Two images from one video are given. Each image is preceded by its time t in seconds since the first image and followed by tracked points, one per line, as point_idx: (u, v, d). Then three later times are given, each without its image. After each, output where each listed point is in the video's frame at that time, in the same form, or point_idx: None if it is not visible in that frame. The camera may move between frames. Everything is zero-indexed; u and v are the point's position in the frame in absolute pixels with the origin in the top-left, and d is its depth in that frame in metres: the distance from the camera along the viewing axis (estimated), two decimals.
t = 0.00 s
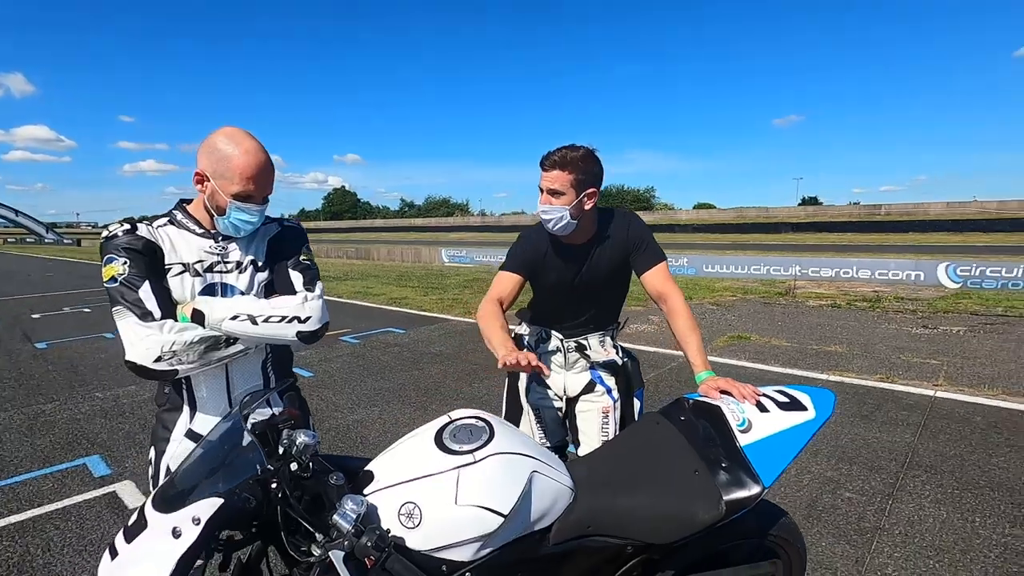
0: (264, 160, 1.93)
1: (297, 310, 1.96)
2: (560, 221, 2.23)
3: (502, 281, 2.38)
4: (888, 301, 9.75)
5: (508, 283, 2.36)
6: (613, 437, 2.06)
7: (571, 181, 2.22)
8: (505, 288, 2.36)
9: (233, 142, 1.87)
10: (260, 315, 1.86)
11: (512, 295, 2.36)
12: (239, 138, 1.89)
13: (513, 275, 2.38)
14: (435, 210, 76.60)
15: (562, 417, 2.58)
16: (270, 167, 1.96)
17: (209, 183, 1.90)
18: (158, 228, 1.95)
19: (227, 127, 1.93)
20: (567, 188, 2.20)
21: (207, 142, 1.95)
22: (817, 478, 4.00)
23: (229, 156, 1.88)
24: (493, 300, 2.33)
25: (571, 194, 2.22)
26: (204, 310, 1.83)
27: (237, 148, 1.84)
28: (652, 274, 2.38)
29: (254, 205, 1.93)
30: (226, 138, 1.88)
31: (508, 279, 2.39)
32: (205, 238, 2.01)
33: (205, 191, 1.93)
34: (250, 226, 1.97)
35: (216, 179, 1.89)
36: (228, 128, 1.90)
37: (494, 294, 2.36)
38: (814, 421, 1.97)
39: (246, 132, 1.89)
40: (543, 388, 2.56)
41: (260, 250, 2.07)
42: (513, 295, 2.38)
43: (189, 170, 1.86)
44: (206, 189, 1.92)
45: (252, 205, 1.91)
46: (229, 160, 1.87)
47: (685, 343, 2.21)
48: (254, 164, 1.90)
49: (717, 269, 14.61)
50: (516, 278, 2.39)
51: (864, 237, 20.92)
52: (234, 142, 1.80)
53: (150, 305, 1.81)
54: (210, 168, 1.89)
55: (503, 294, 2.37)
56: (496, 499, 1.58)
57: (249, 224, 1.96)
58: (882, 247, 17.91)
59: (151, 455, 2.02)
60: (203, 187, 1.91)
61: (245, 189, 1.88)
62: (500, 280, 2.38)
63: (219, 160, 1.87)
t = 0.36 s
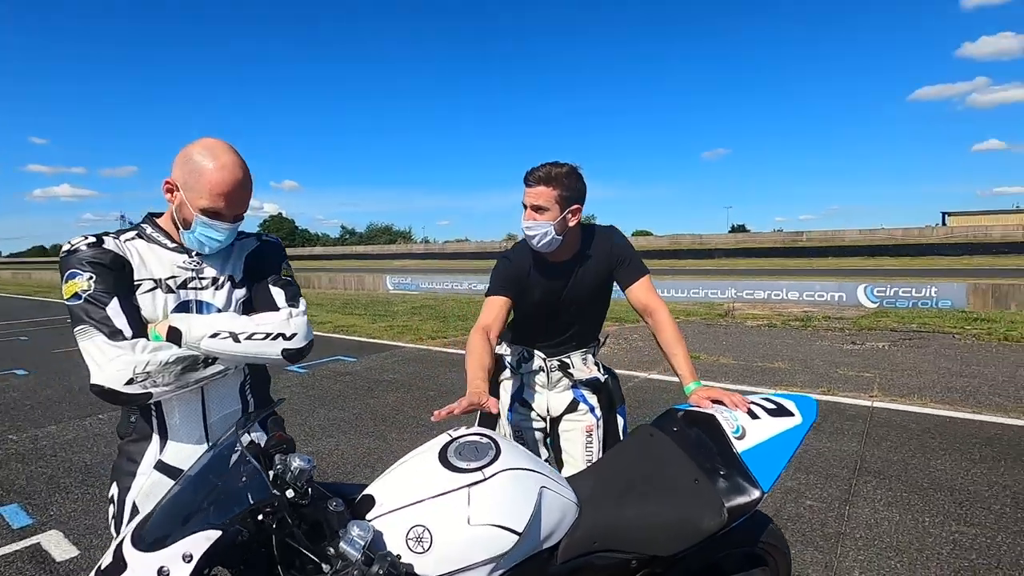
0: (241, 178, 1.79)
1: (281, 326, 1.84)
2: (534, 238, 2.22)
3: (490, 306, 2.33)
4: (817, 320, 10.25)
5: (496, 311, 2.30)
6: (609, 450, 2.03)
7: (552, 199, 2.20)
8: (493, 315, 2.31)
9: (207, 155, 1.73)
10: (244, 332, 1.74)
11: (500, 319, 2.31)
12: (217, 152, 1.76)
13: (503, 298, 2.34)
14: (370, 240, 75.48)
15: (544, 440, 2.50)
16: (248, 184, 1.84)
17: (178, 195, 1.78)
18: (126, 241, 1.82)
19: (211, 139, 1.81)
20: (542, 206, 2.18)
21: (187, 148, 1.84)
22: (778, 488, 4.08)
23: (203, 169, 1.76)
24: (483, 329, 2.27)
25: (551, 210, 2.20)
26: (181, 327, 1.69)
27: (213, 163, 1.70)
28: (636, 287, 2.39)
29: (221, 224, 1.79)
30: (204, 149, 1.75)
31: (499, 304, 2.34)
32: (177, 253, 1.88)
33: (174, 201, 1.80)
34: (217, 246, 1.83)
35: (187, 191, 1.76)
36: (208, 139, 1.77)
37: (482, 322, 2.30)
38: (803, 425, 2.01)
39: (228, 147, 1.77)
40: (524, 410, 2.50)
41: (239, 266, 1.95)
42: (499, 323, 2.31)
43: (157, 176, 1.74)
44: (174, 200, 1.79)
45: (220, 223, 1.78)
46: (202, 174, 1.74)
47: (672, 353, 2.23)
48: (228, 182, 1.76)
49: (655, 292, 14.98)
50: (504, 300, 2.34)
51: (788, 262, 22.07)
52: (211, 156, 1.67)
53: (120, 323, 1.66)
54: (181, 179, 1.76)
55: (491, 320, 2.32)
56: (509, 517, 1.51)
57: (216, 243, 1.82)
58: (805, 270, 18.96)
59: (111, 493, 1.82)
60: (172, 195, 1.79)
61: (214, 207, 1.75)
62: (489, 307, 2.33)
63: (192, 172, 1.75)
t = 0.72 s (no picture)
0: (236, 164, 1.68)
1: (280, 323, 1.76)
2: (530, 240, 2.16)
3: (489, 311, 2.24)
4: (765, 331, 10.60)
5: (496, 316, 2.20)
6: (609, 449, 2.03)
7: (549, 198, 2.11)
8: (492, 321, 2.21)
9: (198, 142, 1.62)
10: (242, 328, 1.65)
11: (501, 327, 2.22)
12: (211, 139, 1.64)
13: (501, 301, 2.24)
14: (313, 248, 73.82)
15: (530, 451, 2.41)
16: (244, 170, 1.74)
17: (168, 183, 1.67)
18: (111, 230, 1.70)
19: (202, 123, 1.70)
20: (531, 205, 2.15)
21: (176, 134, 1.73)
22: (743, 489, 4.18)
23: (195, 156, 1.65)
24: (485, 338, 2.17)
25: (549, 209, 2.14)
26: (175, 322, 1.58)
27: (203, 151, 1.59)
28: (634, 290, 2.40)
29: (216, 213, 1.69)
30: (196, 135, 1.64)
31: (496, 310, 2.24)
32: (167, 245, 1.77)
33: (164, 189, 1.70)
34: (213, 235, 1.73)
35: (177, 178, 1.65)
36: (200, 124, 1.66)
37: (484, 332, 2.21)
38: (797, 423, 2.06)
39: (223, 132, 1.66)
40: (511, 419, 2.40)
41: (234, 259, 1.87)
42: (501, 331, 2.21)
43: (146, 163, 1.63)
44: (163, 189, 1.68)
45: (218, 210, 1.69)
46: (194, 160, 1.64)
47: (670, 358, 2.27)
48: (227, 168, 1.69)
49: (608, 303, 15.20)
50: (502, 305, 2.24)
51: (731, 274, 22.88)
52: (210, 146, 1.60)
53: (108, 316, 1.55)
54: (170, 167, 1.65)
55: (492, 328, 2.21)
56: (532, 516, 1.48)
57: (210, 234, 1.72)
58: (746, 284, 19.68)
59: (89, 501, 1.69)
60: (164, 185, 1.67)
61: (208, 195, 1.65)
62: (488, 313, 2.24)
63: (182, 158, 1.64)
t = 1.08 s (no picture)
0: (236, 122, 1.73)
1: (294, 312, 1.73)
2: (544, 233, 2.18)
3: (494, 303, 2.26)
4: (713, 333, 10.96)
5: (501, 309, 2.23)
6: (613, 435, 2.08)
7: (554, 195, 2.16)
8: (497, 313, 2.24)
9: (202, 109, 1.64)
10: (257, 315, 1.61)
11: (506, 317, 2.25)
12: (205, 105, 1.66)
13: (506, 294, 2.28)
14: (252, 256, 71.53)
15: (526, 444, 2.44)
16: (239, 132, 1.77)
17: (195, 165, 1.66)
18: (116, 214, 1.64)
19: (174, 100, 1.68)
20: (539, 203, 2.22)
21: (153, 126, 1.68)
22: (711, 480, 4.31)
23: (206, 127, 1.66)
24: (490, 329, 2.21)
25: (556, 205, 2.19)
26: (190, 309, 1.53)
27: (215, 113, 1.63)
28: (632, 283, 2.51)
29: (252, 174, 1.73)
30: (189, 108, 1.64)
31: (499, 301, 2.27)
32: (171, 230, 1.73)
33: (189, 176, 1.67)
34: (253, 199, 1.78)
35: (204, 155, 1.65)
36: (182, 98, 1.65)
37: (489, 322, 2.24)
38: (786, 405, 2.18)
39: (205, 97, 1.67)
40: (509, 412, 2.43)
41: (240, 247, 1.83)
42: (505, 321, 2.26)
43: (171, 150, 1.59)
44: (191, 174, 1.66)
45: (249, 171, 1.72)
46: (211, 129, 1.65)
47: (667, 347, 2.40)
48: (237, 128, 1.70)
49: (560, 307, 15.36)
50: (506, 298, 2.28)
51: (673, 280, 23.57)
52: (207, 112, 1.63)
53: (120, 303, 1.49)
54: (192, 146, 1.64)
55: (497, 320, 2.24)
56: (561, 495, 1.51)
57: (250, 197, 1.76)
58: (689, 289, 20.33)
59: (90, 500, 1.60)
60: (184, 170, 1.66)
61: (241, 156, 1.69)
62: (491, 304, 2.26)
63: (198, 134, 1.64)
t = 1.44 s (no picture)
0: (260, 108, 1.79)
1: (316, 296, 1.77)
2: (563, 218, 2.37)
3: (507, 291, 2.50)
4: (681, 333, 11.22)
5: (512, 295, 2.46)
6: (617, 418, 2.18)
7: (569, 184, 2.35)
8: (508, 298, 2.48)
9: (230, 94, 1.69)
10: (284, 297, 1.65)
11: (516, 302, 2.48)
12: (232, 91, 1.72)
13: (515, 281, 2.51)
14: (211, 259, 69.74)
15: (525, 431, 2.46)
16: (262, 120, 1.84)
17: (222, 149, 1.71)
18: (140, 197, 1.68)
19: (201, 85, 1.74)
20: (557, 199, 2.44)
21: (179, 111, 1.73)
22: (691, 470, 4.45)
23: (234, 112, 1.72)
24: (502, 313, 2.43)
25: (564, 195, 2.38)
26: (221, 290, 1.56)
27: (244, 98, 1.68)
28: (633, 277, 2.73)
29: (275, 159, 1.79)
30: (216, 92, 1.70)
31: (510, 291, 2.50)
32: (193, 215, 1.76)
33: (215, 159, 1.73)
34: (275, 183, 1.82)
35: (231, 139, 1.71)
36: (210, 82, 1.71)
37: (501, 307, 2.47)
38: (777, 387, 2.31)
39: (231, 82, 1.73)
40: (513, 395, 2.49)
41: (260, 232, 1.88)
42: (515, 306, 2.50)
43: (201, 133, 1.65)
44: (218, 157, 1.72)
45: (272, 158, 1.77)
46: (238, 113, 1.71)
47: (664, 335, 2.59)
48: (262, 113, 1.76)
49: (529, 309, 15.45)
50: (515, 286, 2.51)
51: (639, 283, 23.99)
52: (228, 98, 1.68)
53: (152, 284, 1.51)
54: (220, 130, 1.69)
55: (509, 305, 2.46)
56: (584, 466, 1.59)
57: (273, 183, 1.82)
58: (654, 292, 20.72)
59: (114, 483, 1.61)
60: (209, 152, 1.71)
61: (266, 141, 1.75)
62: (504, 293, 2.49)
63: (225, 117, 1.69)
